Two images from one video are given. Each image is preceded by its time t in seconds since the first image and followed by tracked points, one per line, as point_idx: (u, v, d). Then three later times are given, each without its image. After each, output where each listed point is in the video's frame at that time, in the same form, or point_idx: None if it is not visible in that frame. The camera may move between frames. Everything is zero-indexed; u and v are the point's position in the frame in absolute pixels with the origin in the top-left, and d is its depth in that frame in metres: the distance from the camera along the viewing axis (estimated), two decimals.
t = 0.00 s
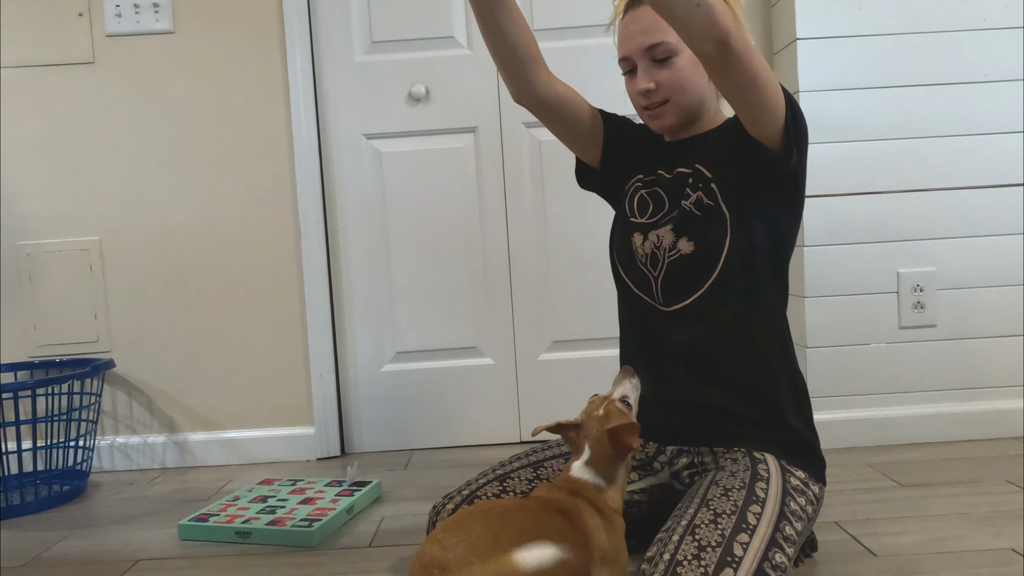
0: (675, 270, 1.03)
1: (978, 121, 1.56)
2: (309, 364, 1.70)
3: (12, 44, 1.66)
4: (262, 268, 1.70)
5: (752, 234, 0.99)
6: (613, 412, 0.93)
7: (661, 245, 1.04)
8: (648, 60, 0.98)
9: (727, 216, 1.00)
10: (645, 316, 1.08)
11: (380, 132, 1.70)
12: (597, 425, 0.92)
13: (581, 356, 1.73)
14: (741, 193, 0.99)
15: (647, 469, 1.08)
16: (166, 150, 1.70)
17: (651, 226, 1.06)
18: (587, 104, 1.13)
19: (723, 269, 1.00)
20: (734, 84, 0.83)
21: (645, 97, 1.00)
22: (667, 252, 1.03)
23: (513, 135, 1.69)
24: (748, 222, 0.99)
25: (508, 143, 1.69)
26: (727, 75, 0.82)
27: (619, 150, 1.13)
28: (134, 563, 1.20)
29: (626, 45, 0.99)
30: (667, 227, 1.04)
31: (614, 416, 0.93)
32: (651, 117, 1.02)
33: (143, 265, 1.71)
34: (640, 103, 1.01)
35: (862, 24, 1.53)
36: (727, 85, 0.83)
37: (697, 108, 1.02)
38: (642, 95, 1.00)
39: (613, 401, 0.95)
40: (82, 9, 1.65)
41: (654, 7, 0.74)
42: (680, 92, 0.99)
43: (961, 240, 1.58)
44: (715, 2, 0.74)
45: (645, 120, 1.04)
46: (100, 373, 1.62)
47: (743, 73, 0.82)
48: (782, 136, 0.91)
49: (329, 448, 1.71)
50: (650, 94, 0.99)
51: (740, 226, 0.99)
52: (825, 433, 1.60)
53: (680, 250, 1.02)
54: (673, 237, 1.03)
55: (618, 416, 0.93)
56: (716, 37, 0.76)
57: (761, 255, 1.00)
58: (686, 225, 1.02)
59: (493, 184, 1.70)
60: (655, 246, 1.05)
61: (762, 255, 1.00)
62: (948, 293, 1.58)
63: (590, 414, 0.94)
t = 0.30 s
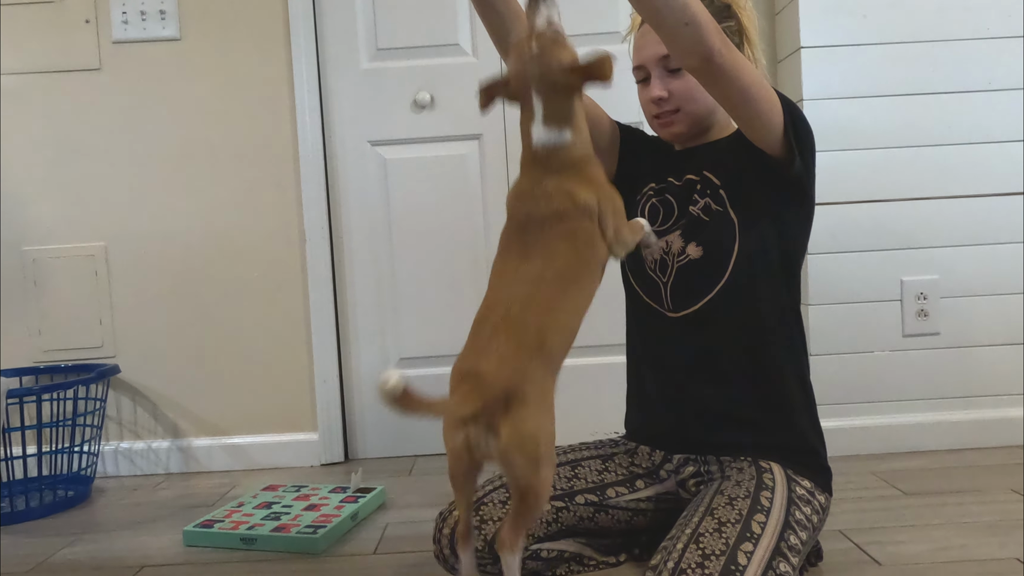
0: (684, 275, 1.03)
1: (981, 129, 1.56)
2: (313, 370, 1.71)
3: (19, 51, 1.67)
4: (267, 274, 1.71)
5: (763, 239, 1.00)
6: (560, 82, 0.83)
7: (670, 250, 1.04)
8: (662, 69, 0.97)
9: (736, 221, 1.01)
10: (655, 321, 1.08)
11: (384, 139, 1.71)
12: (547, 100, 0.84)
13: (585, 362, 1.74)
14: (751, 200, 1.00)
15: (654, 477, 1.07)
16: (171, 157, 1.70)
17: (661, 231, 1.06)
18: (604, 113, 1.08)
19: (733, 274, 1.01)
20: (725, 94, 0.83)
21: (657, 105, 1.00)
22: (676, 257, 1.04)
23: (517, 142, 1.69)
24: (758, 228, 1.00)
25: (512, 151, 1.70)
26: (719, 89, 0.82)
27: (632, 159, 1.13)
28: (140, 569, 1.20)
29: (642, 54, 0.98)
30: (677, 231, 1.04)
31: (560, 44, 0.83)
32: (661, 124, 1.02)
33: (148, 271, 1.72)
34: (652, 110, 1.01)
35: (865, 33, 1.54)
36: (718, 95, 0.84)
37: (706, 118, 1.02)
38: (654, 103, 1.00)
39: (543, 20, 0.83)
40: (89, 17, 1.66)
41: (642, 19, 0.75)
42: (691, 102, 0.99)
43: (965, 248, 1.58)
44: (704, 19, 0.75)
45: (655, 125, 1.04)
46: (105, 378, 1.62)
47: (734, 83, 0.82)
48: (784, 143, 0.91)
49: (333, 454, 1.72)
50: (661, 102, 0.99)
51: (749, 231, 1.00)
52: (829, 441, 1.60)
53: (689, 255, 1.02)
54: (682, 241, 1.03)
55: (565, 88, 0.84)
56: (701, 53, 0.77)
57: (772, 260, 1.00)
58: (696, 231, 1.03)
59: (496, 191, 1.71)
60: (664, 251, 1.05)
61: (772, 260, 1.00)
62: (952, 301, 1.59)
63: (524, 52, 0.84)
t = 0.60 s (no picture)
0: (698, 283, 1.03)
1: (981, 141, 1.57)
2: (315, 378, 1.71)
3: (25, 59, 1.68)
4: (270, 282, 1.72)
5: (777, 253, 1.00)
6: (580, 59, 0.67)
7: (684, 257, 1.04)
8: (675, 79, 0.99)
9: (750, 232, 1.01)
10: (661, 331, 1.08)
11: (387, 148, 1.72)
12: (568, 84, 0.68)
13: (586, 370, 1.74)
14: (763, 213, 1.01)
15: (654, 488, 1.07)
16: (175, 165, 1.71)
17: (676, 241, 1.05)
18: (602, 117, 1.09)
19: (744, 286, 1.01)
20: (748, 109, 0.84)
21: (670, 115, 1.01)
22: (691, 265, 1.03)
23: (519, 151, 1.70)
24: (772, 240, 1.00)
25: (515, 160, 1.71)
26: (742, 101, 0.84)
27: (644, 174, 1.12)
28: None
29: (655, 66, 1.00)
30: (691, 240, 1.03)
31: (581, 20, 0.68)
32: (674, 134, 1.04)
33: (151, 278, 1.73)
34: (664, 120, 1.02)
35: (865, 44, 1.54)
36: (742, 108, 0.85)
37: (719, 130, 1.03)
38: (666, 113, 1.01)
39: None
40: (95, 26, 1.68)
41: (679, 27, 0.77)
42: (704, 112, 1.00)
43: (965, 259, 1.59)
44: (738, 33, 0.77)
45: (667, 137, 1.06)
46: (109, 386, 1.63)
47: (758, 96, 0.83)
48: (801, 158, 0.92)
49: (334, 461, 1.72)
50: (674, 112, 1.00)
51: (763, 243, 1.00)
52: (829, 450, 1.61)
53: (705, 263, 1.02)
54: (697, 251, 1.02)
55: (579, 68, 0.68)
56: (730, 64, 0.79)
57: (785, 272, 1.01)
58: (711, 240, 1.02)
59: (499, 200, 1.72)
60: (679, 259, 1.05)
61: (784, 273, 1.01)
62: (952, 312, 1.59)
63: (545, 35, 0.68)
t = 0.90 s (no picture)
0: (700, 293, 1.03)
1: (981, 149, 1.58)
2: (317, 384, 1.72)
3: (29, 65, 1.69)
4: (273, 288, 1.72)
5: (779, 263, 1.00)
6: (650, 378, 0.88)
7: (688, 268, 1.05)
8: (681, 97, 1.02)
9: (753, 243, 1.01)
10: (663, 337, 1.08)
11: (389, 155, 1.73)
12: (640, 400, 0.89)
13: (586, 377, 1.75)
14: (763, 221, 1.01)
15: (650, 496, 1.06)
16: (178, 171, 1.72)
17: (679, 251, 1.07)
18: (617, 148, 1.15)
19: (745, 296, 1.01)
20: (763, 125, 0.86)
21: (676, 133, 1.03)
22: (693, 275, 1.04)
23: (521, 158, 1.71)
24: (774, 251, 1.00)
25: (516, 167, 1.72)
26: (756, 117, 0.86)
27: (649, 186, 1.15)
28: None
29: (660, 84, 1.03)
30: (694, 250, 1.05)
31: (651, 346, 0.90)
32: (680, 152, 1.06)
33: (154, 283, 1.74)
34: (671, 137, 1.04)
35: (865, 53, 1.55)
36: (757, 125, 0.87)
37: (724, 144, 1.04)
38: (673, 130, 1.03)
39: (636, 330, 0.91)
40: (99, 32, 1.69)
41: (697, 48, 0.80)
42: (711, 128, 1.02)
43: (965, 267, 1.59)
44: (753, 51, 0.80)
45: (674, 155, 1.08)
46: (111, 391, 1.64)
47: (774, 114, 0.85)
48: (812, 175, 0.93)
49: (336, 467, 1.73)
50: (680, 129, 1.03)
51: (764, 253, 1.00)
52: (828, 456, 1.61)
53: (707, 273, 1.03)
54: (699, 260, 1.04)
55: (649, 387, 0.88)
56: (749, 81, 0.81)
57: (785, 282, 1.00)
58: (713, 250, 1.03)
59: (500, 207, 1.72)
60: (682, 269, 1.05)
61: (783, 284, 1.00)
62: (952, 319, 1.60)
63: (621, 357, 0.89)
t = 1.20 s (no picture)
0: (699, 301, 1.03)
1: (984, 155, 1.58)
2: (319, 387, 1.72)
3: (33, 69, 1.70)
4: (275, 291, 1.72)
5: (776, 273, 1.00)
6: (602, 412, 0.81)
7: (687, 276, 1.04)
8: (685, 106, 1.01)
9: (752, 252, 1.01)
10: (661, 343, 1.07)
11: (392, 159, 1.73)
12: (597, 438, 0.83)
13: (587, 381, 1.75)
14: (758, 226, 1.00)
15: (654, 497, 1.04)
16: (181, 174, 1.72)
17: (678, 258, 1.06)
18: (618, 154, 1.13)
19: (745, 305, 1.01)
20: (780, 137, 0.88)
21: (679, 141, 1.03)
22: (693, 283, 1.03)
23: (524, 162, 1.71)
24: (773, 261, 1.00)
25: (519, 171, 1.72)
26: (771, 128, 0.87)
27: (648, 192, 1.14)
28: None
29: (664, 92, 1.03)
30: (693, 258, 1.04)
31: (605, 377, 0.85)
32: (683, 160, 1.05)
33: (156, 286, 1.74)
34: (673, 145, 1.04)
35: (868, 58, 1.55)
36: (774, 138, 0.88)
37: (726, 154, 1.05)
38: (676, 139, 1.03)
39: (591, 361, 0.87)
40: (103, 36, 1.69)
41: (713, 67, 0.80)
42: (714, 138, 1.02)
43: (968, 272, 1.59)
44: (770, 65, 0.81)
45: (675, 163, 1.07)
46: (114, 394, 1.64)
47: (790, 126, 0.87)
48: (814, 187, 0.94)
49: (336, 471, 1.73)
50: (684, 138, 1.02)
51: (762, 263, 1.00)
52: (830, 461, 1.61)
53: (707, 282, 1.02)
54: (699, 268, 1.03)
55: (606, 425, 0.82)
56: (771, 95, 0.82)
57: (781, 291, 1.01)
58: (713, 259, 1.03)
59: (502, 211, 1.73)
60: (681, 277, 1.05)
61: (779, 291, 1.01)
62: (954, 324, 1.60)
63: (575, 391, 0.83)
